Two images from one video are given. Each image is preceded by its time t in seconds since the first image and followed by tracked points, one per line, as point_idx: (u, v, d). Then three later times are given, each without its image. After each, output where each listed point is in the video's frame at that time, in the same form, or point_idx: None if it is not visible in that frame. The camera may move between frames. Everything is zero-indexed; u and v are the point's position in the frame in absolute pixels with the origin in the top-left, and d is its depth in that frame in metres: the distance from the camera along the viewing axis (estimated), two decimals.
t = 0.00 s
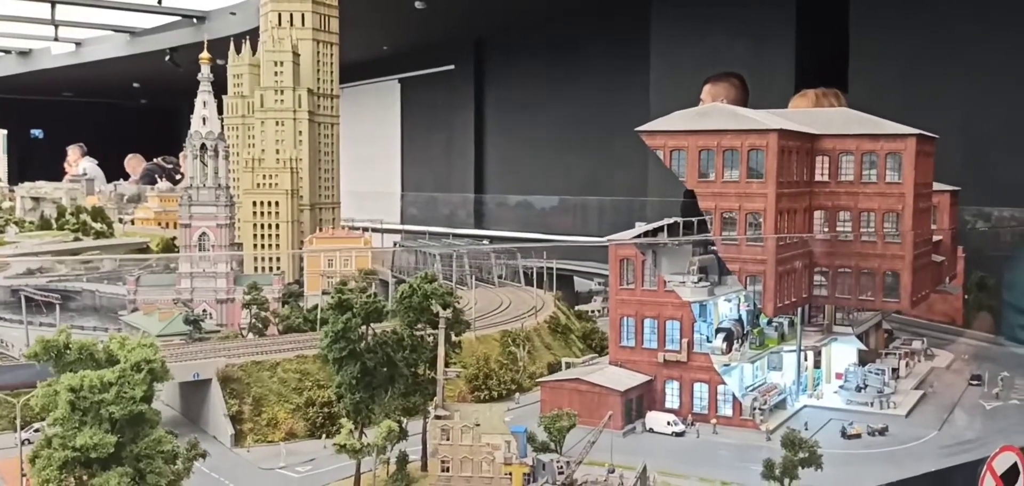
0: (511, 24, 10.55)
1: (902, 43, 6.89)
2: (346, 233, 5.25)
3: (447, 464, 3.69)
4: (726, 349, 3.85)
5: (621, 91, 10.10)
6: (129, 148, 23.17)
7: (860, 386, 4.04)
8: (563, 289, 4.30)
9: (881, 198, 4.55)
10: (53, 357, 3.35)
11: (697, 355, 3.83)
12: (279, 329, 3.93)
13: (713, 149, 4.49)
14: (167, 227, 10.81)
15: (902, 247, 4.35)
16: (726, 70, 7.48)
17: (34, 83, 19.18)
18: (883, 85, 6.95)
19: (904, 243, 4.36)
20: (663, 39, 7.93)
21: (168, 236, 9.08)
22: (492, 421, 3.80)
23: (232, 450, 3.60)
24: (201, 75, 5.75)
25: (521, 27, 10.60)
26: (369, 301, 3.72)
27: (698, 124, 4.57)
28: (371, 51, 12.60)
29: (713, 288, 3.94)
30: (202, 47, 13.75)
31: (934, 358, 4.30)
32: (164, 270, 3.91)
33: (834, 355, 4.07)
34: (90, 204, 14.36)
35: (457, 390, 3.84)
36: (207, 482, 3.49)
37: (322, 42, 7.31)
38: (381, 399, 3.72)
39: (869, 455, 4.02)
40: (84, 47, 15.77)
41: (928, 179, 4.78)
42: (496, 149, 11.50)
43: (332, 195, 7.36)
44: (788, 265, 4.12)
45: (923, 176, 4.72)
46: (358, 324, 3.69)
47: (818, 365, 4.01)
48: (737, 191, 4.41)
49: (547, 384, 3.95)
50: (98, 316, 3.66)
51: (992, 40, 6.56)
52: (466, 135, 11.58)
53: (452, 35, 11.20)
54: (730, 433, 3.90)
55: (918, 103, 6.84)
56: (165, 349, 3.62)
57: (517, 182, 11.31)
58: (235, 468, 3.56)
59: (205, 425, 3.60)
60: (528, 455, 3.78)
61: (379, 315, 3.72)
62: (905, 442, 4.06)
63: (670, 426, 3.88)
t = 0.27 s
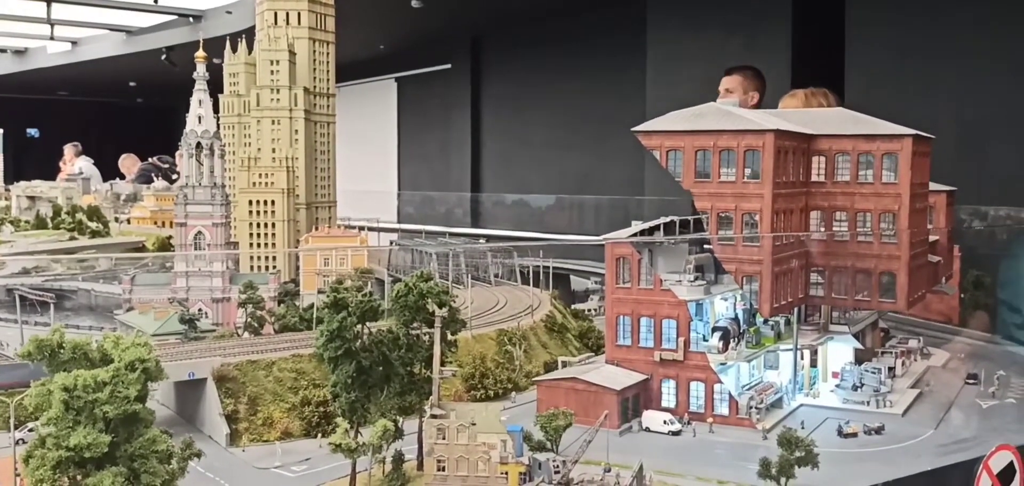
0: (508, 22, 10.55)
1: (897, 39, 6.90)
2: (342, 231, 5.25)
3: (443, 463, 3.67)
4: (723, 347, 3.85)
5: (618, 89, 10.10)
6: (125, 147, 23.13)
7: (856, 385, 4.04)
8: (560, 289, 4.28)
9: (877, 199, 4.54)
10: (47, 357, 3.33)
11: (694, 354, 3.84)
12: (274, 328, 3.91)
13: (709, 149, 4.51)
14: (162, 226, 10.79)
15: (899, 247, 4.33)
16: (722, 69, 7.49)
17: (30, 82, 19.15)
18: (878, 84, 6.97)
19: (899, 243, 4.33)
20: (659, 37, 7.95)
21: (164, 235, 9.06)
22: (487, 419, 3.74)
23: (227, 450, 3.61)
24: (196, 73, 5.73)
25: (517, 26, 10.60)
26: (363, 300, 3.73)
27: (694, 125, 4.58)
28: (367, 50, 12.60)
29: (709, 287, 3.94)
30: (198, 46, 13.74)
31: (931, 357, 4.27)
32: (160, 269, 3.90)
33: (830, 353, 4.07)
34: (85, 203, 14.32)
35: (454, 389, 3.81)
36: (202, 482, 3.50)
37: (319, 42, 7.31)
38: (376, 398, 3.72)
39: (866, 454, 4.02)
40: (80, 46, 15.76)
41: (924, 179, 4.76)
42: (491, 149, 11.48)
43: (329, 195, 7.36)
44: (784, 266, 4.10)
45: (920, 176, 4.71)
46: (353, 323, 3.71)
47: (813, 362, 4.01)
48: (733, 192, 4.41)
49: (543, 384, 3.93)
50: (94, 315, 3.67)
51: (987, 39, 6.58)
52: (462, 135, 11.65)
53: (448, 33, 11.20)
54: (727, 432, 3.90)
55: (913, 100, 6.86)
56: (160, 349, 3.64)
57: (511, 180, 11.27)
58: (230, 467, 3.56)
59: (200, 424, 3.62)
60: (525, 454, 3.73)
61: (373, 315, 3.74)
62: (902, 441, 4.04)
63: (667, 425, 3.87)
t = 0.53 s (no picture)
0: (508, 22, 10.54)
1: (897, 39, 6.90)
2: (342, 231, 5.26)
3: (445, 463, 3.65)
4: (725, 347, 3.84)
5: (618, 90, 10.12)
6: (124, 147, 23.12)
7: (858, 384, 4.03)
8: (561, 288, 4.25)
9: (879, 199, 4.54)
10: (48, 356, 3.33)
11: (696, 353, 3.84)
12: (275, 327, 3.93)
13: (711, 149, 4.50)
14: (163, 226, 10.77)
15: (901, 248, 4.31)
16: (722, 69, 7.48)
17: (30, 82, 19.15)
18: (878, 85, 6.97)
19: (902, 244, 4.31)
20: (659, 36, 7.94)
21: (164, 235, 9.05)
22: (489, 418, 3.72)
23: (229, 450, 3.60)
24: (197, 72, 5.70)
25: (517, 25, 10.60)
26: (365, 299, 3.72)
27: (696, 125, 4.58)
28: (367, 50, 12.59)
29: (711, 286, 3.92)
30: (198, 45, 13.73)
31: (933, 356, 4.28)
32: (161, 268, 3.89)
33: (832, 353, 4.06)
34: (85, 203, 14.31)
35: (456, 389, 3.80)
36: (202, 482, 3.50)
37: (319, 41, 7.32)
38: (378, 398, 3.70)
39: (868, 454, 4.00)
40: (80, 46, 15.75)
41: (927, 179, 4.75)
42: (491, 149, 11.48)
43: (329, 195, 7.37)
44: (787, 266, 4.09)
45: (922, 176, 4.69)
46: (355, 322, 3.69)
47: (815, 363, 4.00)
48: (735, 192, 4.41)
49: (544, 383, 3.92)
50: (94, 315, 3.67)
51: (988, 39, 6.57)
52: (462, 135, 11.60)
53: (448, 33, 11.20)
54: (729, 431, 3.89)
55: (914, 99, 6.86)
56: (161, 348, 3.62)
57: (511, 180, 11.27)
58: (230, 466, 3.56)
59: (201, 423, 3.60)
60: (526, 454, 3.71)
61: (375, 313, 3.72)
62: (905, 441, 4.03)
63: (668, 424, 3.87)
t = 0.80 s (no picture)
0: (506, 22, 10.53)
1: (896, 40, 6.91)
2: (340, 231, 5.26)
3: (443, 463, 3.69)
4: (723, 347, 3.84)
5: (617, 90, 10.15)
6: (122, 147, 23.09)
7: (856, 384, 4.04)
8: (559, 290, 4.24)
9: (877, 200, 4.55)
10: (43, 355, 3.31)
11: (694, 353, 3.83)
12: (272, 327, 3.94)
13: (708, 151, 4.48)
14: (160, 225, 10.75)
15: (899, 249, 4.29)
16: (721, 69, 7.49)
17: (27, 82, 19.13)
18: (877, 85, 6.98)
19: (900, 244, 4.30)
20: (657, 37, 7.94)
21: (161, 235, 9.03)
22: (487, 418, 3.76)
23: (225, 449, 3.57)
24: (194, 73, 5.59)
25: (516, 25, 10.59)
26: (362, 299, 3.69)
27: (693, 126, 4.54)
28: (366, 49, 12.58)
29: (709, 286, 3.92)
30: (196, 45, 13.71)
31: (931, 356, 4.28)
32: (158, 267, 3.86)
33: (829, 353, 4.07)
34: (82, 202, 14.28)
35: (453, 389, 3.82)
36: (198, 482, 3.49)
37: (317, 40, 7.32)
38: (375, 398, 3.69)
39: (866, 454, 4.00)
40: (78, 46, 15.72)
41: (925, 181, 4.77)
42: (490, 149, 11.47)
43: (327, 195, 7.38)
44: (784, 268, 4.07)
45: (920, 177, 4.69)
46: (352, 321, 3.67)
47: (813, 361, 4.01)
48: (733, 192, 4.39)
49: (542, 383, 3.92)
50: (92, 315, 3.65)
51: (986, 39, 6.58)
52: (461, 132, 11.51)
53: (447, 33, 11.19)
54: (727, 431, 3.87)
55: (912, 99, 6.86)
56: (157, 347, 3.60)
57: (510, 181, 11.26)
58: (227, 466, 3.54)
59: (197, 423, 3.58)
60: (524, 454, 3.73)
61: (372, 313, 3.70)
62: (903, 440, 4.02)
63: (667, 424, 3.85)
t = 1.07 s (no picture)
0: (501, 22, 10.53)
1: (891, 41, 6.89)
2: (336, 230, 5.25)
3: (436, 461, 3.59)
4: (716, 345, 3.82)
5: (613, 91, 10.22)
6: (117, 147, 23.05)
7: (850, 383, 4.05)
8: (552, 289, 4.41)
9: (870, 200, 4.55)
10: (35, 354, 3.30)
11: (687, 351, 3.82)
12: (266, 326, 3.98)
13: (702, 151, 4.47)
14: (154, 225, 10.73)
15: (892, 249, 4.32)
16: (715, 69, 7.50)
17: (21, 81, 19.08)
18: (873, 85, 6.97)
19: (893, 244, 4.33)
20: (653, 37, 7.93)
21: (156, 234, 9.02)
22: (481, 417, 3.67)
23: (218, 448, 3.60)
24: (187, 71, 5.58)
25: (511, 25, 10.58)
26: (356, 297, 3.61)
27: (687, 127, 4.54)
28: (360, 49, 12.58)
29: (703, 284, 3.93)
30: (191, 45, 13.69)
31: (923, 355, 4.30)
32: (151, 267, 3.85)
33: (823, 352, 4.08)
34: (76, 202, 14.25)
35: (447, 387, 3.80)
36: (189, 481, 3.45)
37: (311, 40, 7.41)
38: (368, 396, 3.63)
39: (860, 452, 4.00)
40: (72, 45, 15.69)
41: (918, 181, 4.79)
42: (485, 149, 11.49)
43: (322, 193, 7.41)
44: (778, 268, 4.09)
45: (913, 178, 4.72)
46: (345, 320, 3.58)
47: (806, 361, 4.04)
48: (726, 193, 4.39)
49: (537, 381, 3.94)
50: (86, 315, 3.63)
51: (980, 40, 6.60)
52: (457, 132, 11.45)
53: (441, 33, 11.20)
54: (721, 430, 3.89)
55: (908, 100, 6.86)
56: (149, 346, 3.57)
57: (506, 180, 11.35)
58: (221, 465, 3.54)
59: (191, 422, 3.60)
60: (517, 452, 3.68)
61: (365, 311, 3.62)
62: (895, 439, 4.04)
63: (660, 423, 3.88)
